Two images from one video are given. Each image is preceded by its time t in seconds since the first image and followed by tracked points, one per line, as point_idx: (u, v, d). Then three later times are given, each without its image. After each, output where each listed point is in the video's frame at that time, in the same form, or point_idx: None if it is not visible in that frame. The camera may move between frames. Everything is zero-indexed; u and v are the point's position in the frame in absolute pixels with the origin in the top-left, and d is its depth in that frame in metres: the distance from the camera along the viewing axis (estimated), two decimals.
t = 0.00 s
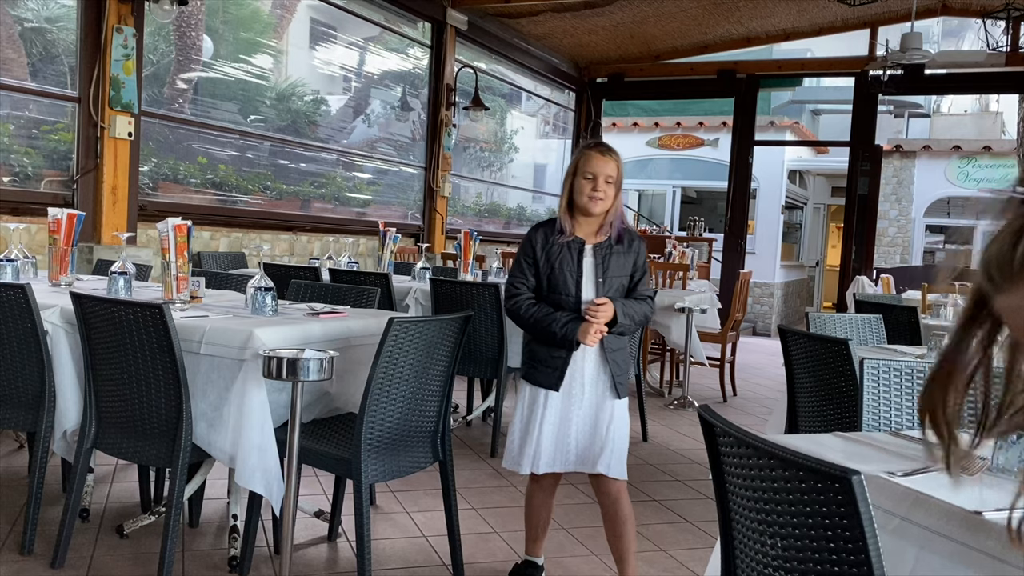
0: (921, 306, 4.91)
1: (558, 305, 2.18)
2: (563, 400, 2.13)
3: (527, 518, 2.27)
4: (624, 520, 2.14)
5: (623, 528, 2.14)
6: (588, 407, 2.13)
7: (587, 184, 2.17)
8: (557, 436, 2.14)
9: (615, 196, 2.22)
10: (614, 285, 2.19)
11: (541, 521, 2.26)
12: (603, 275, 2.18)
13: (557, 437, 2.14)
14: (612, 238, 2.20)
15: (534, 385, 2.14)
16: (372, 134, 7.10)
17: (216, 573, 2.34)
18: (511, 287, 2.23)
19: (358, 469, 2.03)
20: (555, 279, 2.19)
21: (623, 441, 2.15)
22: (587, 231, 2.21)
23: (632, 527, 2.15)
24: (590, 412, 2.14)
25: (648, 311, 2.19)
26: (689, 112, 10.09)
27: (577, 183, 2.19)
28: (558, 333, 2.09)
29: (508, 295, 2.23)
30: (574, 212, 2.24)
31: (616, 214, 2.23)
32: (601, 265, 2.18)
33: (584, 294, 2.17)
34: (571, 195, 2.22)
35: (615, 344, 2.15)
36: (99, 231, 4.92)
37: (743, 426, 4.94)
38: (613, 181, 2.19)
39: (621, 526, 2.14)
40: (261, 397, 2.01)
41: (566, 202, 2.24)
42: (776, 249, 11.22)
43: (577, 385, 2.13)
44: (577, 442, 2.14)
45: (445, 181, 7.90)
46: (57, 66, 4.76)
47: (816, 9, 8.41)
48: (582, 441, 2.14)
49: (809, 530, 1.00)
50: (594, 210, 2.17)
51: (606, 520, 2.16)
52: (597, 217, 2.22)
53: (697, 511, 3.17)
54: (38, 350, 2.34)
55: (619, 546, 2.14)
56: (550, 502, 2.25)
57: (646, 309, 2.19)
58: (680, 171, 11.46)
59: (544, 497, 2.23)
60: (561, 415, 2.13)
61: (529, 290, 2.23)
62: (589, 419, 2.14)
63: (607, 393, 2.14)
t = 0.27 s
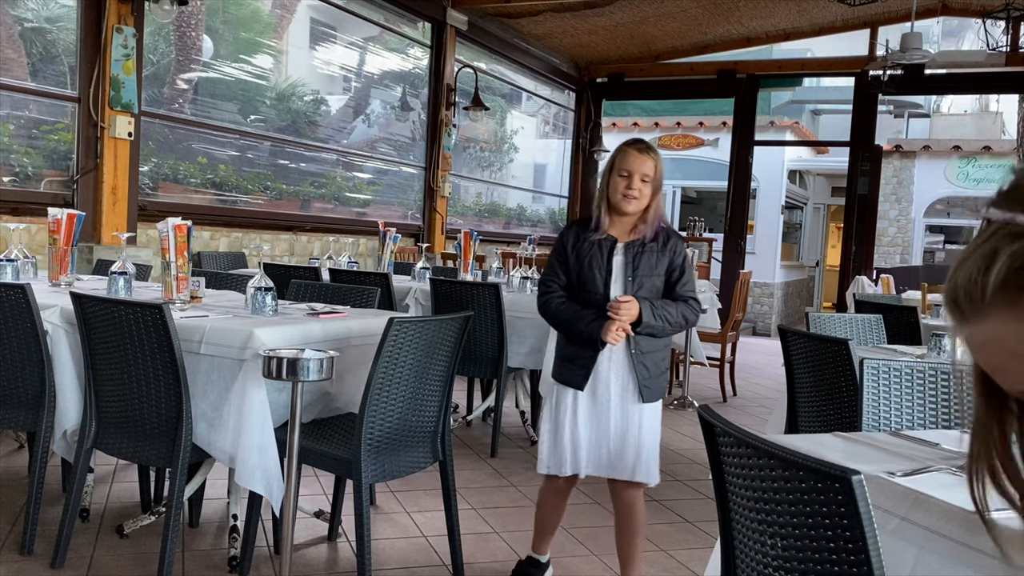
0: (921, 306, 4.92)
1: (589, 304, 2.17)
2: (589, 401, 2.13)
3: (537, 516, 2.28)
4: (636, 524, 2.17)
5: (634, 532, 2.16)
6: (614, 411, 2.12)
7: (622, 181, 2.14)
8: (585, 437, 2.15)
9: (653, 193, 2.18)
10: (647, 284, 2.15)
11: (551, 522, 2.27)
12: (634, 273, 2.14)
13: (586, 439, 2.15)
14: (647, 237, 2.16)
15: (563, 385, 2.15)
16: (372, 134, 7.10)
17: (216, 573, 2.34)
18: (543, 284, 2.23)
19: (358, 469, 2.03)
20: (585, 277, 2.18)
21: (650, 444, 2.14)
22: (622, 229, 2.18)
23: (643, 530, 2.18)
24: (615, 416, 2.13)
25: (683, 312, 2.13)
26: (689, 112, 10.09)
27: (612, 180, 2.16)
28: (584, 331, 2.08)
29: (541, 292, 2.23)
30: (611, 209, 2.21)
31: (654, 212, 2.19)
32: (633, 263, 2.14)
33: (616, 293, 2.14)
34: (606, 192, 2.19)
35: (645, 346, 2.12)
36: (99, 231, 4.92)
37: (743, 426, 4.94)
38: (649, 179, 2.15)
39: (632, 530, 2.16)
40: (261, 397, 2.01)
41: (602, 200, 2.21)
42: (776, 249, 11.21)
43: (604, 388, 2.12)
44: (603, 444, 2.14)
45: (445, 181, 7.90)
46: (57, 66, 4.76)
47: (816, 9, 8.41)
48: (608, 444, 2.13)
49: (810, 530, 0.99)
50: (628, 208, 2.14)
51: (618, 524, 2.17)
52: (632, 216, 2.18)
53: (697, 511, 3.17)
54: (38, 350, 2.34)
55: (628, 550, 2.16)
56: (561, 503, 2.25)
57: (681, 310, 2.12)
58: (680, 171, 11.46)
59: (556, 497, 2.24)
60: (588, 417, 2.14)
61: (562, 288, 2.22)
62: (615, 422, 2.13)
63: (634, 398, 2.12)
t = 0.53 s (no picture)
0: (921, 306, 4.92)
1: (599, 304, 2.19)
2: (588, 398, 2.15)
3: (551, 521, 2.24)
4: (640, 528, 2.15)
5: (638, 537, 2.15)
6: (610, 412, 2.11)
7: (641, 182, 2.13)
8: (585, 437, 2.15)
9: (676, 196, 2.14)
10: (658, 287, 2.11)
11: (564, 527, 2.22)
12: (643, 275, 2.12)
13: (585, 437, 2.15)
14: (663, 239, 2.12)
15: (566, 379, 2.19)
16: (372, 134, 7.10)
17: (216, 573, 2.34)
18: (564, 283, 2.31)
19: (358, 470, 2.03)
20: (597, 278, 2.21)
21: (651, 450, 2.10)
22: (642, 230, 2.17)
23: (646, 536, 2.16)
24: (613, 418, 2.11)
25: (692, 318, 2.07)
26: (689, 112, 10.09)
27: (633, 181, 2.15)
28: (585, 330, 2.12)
29: (564, 292, 2.30)
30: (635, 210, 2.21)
31: (676, 214, 2.14)
32: (643, 265, 2.12)
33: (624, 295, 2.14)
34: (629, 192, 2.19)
35: (646, 349, 2.09)
36: (99, 231, 4.92)
37: (743, 426, 4.94)
38: (669, 181, 2.12)
39: (636, 533, 2.15)
40: (261, 397, 2.01)
41: (625, 201, 2.21)
42: (776, 249, 11.22)
43: (603, 388, 2.13)
44: (603, 446, 2.12)
45: (445, 180, 7.90)
46: (57, 66, 4.76)
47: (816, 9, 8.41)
48: (604, 445, 2.12)
49: (809, 530, 0.99)
50: (645, 209, 2.12)
51: (623, 528, 2.16)
52: (652, 217, 2.16)
53: (697, 511, 3.17)
54: (38, 350, 2.34)
55: (631, 555, 2.15)
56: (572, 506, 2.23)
57: (689, 315, 2.07)
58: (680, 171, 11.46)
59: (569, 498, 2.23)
60: (586, 414, 2.15)
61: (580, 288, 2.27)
62: (614, 424, 2.11)
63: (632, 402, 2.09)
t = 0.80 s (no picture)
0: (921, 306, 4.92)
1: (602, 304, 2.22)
2: (584, 395, 2.18)
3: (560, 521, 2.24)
4: (641, 530, 2.15)
5: (639, 539, 2.15)
6: (599, 410, 2.12)
7: (645, 184, 2.12)
8: (581, 431, 2.19)
9: (682, 198, 2.11)
10: (652, 288, 2.11)
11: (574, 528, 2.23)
12: (638, 277, 2.12)
13: (581, 432, 2.19)
14: (663, 241, 2.11)
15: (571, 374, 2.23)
16: (372, 134, 7.10)
17: (216, 574, 2.34)
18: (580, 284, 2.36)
19: (358, 470, 2.02)
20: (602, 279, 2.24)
21: (635, 453, 2.08)
22: (647, 231, 2.18)
23: (647, 539, 2.16)
24: (603, 416, 2.12)
25: (681, 322, 2.04)
26: (689, 112, 10.09)
27: (639, 181, 2.15)
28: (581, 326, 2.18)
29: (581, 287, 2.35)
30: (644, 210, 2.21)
31: (681, 217, 2.12)
32: (639, 266, 2.13)
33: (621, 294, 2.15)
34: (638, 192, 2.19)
35: (636, 350, 2.07)
36: (99, 231, 4.92)
37: (743, 426, 4.94)
38: (673, 183, 2.09)
39: (637, 535, 2.15)
40: (261, 397, 2.01)
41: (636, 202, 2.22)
42: (776, 249, 11.21)
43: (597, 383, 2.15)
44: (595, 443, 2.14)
45: (445, 181, 7.89)
46: (57, 66, 4.76)
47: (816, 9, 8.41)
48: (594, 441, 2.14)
49: (810, 529, 0.99)
50: (646, 211, 2.12)
51: (623, 529, 2.16)
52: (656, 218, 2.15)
53: (697, 512, 3.17)
54: (38, 350, 2.34)
55: (631, 557, 2.15)
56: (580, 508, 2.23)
57: (679, 319, 2.04)
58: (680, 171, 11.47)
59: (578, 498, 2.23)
60: (582, 409, 2.19)
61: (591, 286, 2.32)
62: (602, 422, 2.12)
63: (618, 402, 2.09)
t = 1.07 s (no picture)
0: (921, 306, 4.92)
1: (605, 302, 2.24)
2: (581, 392, 2.19)
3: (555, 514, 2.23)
4: (639, 529, 2.15)
5: (637, 538, 2.15)
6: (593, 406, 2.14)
7: (645, 182, 2.13)
8: (576, 426, 2.20)
9: (681, 198, 2.11)
10: (645, 286, 2.13)
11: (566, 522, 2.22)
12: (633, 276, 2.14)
13: (575, 427, 2.20)
14: (659, 240, 2.12)
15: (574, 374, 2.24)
16: (372, 134, 7.10)
17: (216, 574, 2.34)
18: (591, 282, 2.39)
19: (358, 470, 2.02)
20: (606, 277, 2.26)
21: (626, 452, 2.09)
22: (647, 229, 2.19)
23: (644, 540, 2.16)
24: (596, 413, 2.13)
25: (668, 322, 2.03)
26: (689, 112, 10.10)
27: (640, 180, 2.16)
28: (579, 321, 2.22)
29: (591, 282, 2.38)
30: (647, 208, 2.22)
31: (679, 216, 2.11)
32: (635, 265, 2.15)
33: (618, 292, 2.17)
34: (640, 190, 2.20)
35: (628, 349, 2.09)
36: (99, 230, 4.92)
37: (743, 426, 4.95)
38: (672, 184, 2.09)
39: (635, 535, 2.15)
40: (261, 397, 2.01)
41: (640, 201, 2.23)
42: (776, 249, 11.22)
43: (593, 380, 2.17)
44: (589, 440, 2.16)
45: (445, 180, 7.89)
46: (57, 66, 4.76)
47: (816, 9, 8.41)
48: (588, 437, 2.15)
49: (810, 529, 0.99)
50: (644, 210, 2.13)
51: (622, 528, 2.16)
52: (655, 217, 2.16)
53: (697, 512, 3.18)
54: (38, 350, 2.34)
55: (629, 556, 2.15)
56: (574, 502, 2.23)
57: (667, 319, 2.04)
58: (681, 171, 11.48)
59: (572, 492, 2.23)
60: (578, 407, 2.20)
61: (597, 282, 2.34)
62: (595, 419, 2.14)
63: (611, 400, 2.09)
